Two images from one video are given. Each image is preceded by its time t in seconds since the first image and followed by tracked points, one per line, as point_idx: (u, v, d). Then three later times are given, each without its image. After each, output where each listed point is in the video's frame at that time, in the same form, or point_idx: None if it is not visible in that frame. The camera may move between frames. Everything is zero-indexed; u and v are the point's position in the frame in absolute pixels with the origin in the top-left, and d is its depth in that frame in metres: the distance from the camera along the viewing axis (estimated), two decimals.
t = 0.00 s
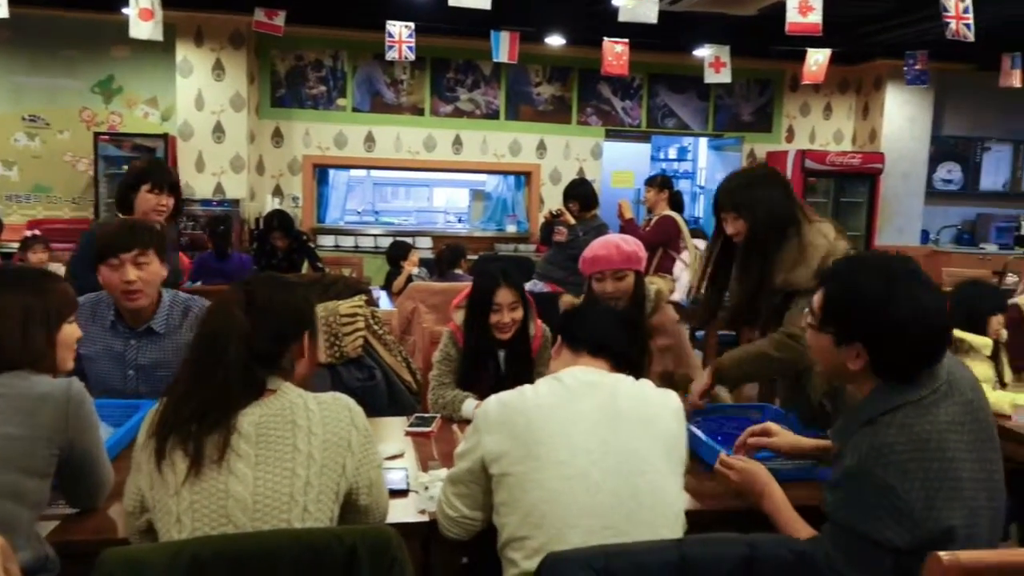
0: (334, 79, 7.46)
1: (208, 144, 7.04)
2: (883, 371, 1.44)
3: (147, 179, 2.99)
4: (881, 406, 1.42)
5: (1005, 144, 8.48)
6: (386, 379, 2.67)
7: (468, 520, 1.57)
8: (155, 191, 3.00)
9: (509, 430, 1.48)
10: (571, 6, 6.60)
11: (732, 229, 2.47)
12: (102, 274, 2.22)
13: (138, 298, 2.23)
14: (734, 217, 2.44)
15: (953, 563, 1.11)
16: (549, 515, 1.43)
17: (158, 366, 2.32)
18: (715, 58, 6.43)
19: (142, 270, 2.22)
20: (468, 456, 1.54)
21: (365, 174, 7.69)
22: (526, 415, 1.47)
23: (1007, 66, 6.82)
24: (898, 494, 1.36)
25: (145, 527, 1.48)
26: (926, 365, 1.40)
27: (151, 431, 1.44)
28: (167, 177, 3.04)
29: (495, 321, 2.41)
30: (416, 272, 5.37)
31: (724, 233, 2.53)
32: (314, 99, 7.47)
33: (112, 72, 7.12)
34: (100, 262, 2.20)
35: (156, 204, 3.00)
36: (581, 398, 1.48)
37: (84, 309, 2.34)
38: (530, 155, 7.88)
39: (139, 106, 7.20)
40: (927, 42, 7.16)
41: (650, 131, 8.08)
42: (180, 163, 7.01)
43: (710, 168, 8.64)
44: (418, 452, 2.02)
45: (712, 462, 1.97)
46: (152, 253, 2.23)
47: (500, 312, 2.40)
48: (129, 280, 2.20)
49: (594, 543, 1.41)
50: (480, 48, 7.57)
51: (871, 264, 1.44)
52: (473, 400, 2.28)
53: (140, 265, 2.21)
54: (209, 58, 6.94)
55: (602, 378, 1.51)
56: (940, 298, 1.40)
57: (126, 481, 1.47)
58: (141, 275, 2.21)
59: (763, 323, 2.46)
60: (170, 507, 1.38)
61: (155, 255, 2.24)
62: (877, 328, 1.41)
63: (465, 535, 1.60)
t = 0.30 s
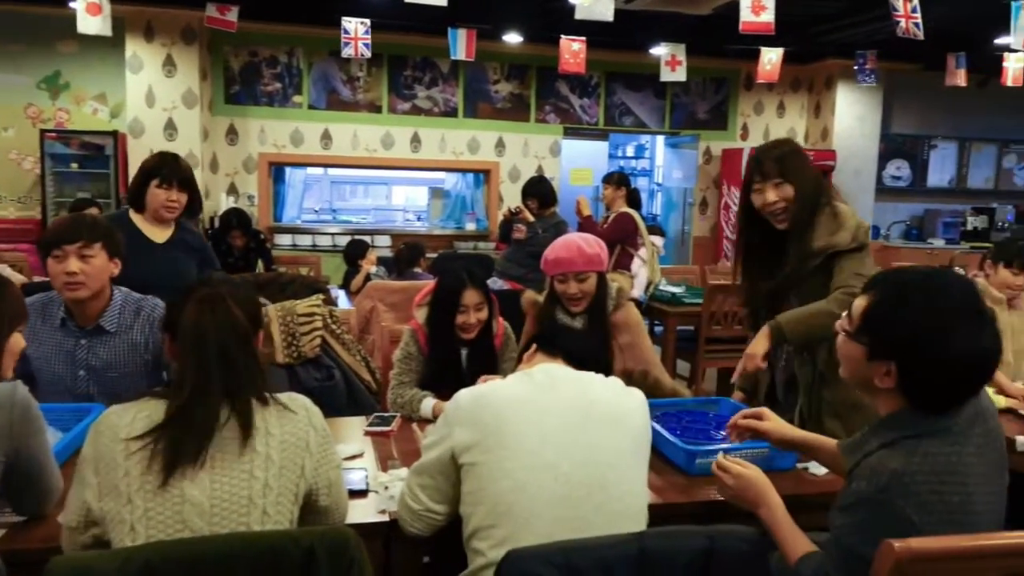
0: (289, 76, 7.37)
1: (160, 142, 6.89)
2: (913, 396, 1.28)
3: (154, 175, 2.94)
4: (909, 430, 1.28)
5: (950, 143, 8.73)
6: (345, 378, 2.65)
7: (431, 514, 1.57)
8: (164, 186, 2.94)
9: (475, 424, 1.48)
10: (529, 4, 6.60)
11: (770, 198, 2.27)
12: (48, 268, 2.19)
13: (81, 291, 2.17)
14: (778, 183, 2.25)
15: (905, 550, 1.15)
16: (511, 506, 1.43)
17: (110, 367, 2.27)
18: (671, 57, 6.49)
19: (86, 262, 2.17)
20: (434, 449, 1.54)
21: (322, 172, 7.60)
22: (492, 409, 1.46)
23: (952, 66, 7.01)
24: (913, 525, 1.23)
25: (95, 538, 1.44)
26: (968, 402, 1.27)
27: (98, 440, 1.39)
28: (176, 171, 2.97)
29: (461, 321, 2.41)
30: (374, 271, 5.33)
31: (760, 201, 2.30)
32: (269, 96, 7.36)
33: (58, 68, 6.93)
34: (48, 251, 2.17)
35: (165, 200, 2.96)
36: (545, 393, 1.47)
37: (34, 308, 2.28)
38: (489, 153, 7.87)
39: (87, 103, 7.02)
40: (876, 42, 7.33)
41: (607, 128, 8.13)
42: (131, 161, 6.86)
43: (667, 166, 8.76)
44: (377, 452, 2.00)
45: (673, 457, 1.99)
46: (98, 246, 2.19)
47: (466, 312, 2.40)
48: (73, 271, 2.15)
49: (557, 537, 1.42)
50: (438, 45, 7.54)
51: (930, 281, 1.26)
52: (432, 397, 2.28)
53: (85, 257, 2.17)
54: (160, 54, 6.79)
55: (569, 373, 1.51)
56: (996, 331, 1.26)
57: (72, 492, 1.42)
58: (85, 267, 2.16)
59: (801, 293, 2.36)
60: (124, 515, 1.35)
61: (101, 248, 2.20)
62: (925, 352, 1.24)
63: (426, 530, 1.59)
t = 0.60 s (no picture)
0: (241, 70, 7.24)
1: (106, 138, 6.71)
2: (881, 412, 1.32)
3: (129, 175, 2.81)
4: (893, 449, 1.31)
5: (896, 140, 8.98)
6: (303, 381, 2.63)
7: (386, 515, 1.55)
8: (140, 189, 2.82)
9: (433, 421, 1.47)
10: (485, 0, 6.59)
11: (746, 191, 2.31)
12: None
13: (31, 290, 2.11)
14: (754, 178, 2.29)
15: (855, 540, 1.19)
16: (471, 504, 1.42)
17: (55, 369, 2.20)
18: (626, 54, 6.53)
19: (36, 261, 2.10)
20: (393, 448, 1.53)
21: (276, 169, 7.49)
22: (449, 407, 1.46)
23: (899, 65, 7.18)
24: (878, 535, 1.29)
25: (34, 547, 1.39)
26: (950, 422, 1.29)
27: (36, 445, 1.35)
28: (151, 170, 2.84)
29: (421, 319, 2.38)
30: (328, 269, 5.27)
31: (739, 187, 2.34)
32: (220, 91, 7.22)
33: None
34: None
35: (142, 202, 2.83)
36: (503, 390, 1.47)
37: None
38: (445, 150, 7.82)
39: (30, 97, 6.80)
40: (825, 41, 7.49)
41: (564, 125, 8.15)
42: (77, 157, 6.67)
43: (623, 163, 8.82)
44: (331, 451, 1.97)
45: (630, 452, 2.00)
46: (47, 244, 2.13)
47: (425, 311, 2.38)
48: (22, 270, 2.08)
49: (518, 534, 1.41)
50: (393, 40, 7.48)
51: (908, 299, 1.30)
52: (387, 396, 2.25)
53: (34, 255, 2.10)
54: (106, 47, 6.62)
55: (530, 372, 1.51)
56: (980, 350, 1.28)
57: (9, 500, 1.37)
58: (33, 266, 2.10)
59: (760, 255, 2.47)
60: (64, 522, 1.31)
61: (50, 246, 2.14)
62: (893, 374, 1.27)
63: (381, 530, 1.57)
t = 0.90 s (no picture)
0: (187, 62, 7.08)
1: (46, 130, 6.50)
2: (817, 415, 1.36)
3: (80, 164, 2.69)
4: (828, 442, 1.35)
5: (841, 140, 9.21)
6: (256, 380, 2.70)
7: (336, 515, 1.54)
8: (90, 175, 2.68)
9: (383, 421, 1.45)
10: None
11: (655, 205, 2.35)
12: None
13: None
14: (662, 192, 2.33)
15: (800, 530, 1.22)
16: (422, 504, 1.41)
17: None
18: (579, 52, 6.56)
19: None
20: (342, 449, 1.51)
21: (225, 163, 7.31)
22: (398, 407, 1.44)
23: (844, 66, 7.34)
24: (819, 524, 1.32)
25: None
26: (873, 414, 1.34)
27: None
28: (104, 156, 2.70)
29: (377, 320, 2.37)
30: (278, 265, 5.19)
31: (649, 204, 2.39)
32: (167, 83, 7.06)
33: None
34: None
35: (95, 190, 2.69)
36: (455, 387, 1.47)
37: None
38: (398, 145, 7.76)
39: None
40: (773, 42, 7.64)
41: (518, 121, 8.15)
42: (15, 149, 6.45)
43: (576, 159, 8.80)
44: (282, 449, 1.95)
45: (582, 446, 2.02)
46: None
47: (382, 311, 2.36)
48: None
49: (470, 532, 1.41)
50: (345, 34, 7.40)
51: (825, 298, 1.33)
52: (340, 393, 2.23)
53: None
54: (46, 36, 6.41)
55: (479, 369, 1.51)
56: (882, 325, 1.31)
57: None
58: None
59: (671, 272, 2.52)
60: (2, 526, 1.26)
61: None
62: (813, 367, 1.30)
63: (332, 530, 1.56)
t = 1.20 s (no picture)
0: (151, 52, 6.96)
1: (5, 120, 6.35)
2: (782, 407, 1.38)
3: (41, 151, 2.63)
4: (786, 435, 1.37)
5: (807, 140, 9.33)
6: (225, 376, 2.81)
7: (309, 510, 1.53)
8: (52, 162, 2.62)
9: (355, 414, 1.44)
10: None
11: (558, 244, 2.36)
12: None
13: None
14: (562, 233, 2.33)
15: (767, 523, 1.23)
16: (397, 498, 1.41)
17: None
18: (549, 48, 6.56)
19: None
20: (313, 443, 1.50)
21: (190, 156, 7.19)
22: (371, 402, 1.43)
23: (811, 67, 7.42)
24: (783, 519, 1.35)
25: None
26: (811, 397, 1.37)
27: None
28: (66, 143, 2.64)
29: (348, 314, 2.34)
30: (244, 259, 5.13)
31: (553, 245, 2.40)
32: (130, 73, 6.93)
33: None
34: None
35: (57, 176, 2.62)
36: (427, 379, 1.46)
37: None
38: (367, 140, 7.70)
39: None
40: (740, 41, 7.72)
41: (487, 117, 8.14)
42: None
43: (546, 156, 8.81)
44: (250, 446, 1.93)
45: (551, 442, 2.03)
46: None
47: (354, 306, 2.33)
48: None
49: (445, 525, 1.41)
50: (314, 26, 7.32)
51: (750, 287, 1.36)
52: (310, 389, 2.22)
53: None
54: (4, 24, 6.25)
55: (452, 360, 1.50)
56: (818, 317, 1.35)
57: None
58: None
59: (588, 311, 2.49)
60: None
61: None
62: (748, 351, 1.34)
63: (304, 525, 1.55)
